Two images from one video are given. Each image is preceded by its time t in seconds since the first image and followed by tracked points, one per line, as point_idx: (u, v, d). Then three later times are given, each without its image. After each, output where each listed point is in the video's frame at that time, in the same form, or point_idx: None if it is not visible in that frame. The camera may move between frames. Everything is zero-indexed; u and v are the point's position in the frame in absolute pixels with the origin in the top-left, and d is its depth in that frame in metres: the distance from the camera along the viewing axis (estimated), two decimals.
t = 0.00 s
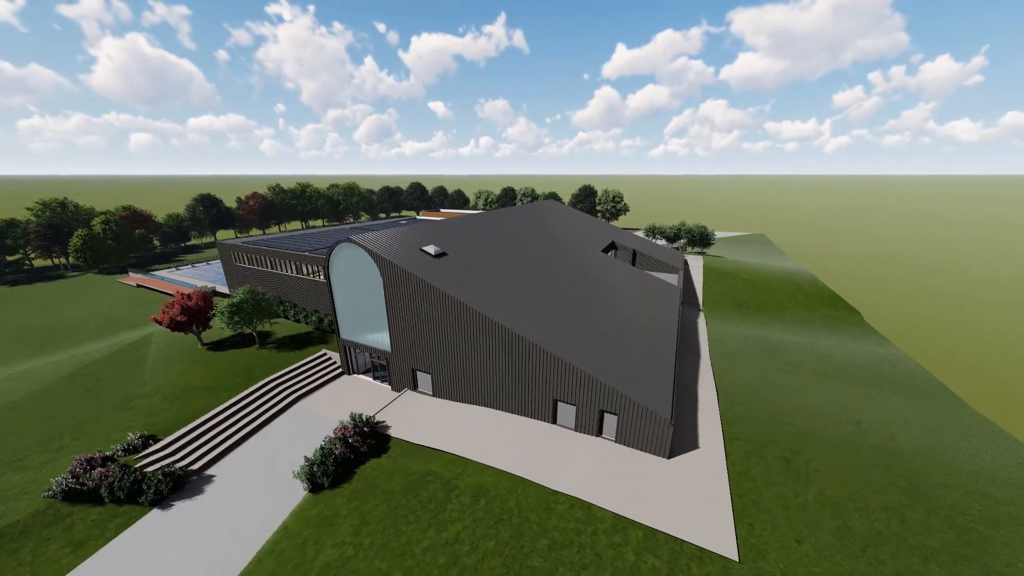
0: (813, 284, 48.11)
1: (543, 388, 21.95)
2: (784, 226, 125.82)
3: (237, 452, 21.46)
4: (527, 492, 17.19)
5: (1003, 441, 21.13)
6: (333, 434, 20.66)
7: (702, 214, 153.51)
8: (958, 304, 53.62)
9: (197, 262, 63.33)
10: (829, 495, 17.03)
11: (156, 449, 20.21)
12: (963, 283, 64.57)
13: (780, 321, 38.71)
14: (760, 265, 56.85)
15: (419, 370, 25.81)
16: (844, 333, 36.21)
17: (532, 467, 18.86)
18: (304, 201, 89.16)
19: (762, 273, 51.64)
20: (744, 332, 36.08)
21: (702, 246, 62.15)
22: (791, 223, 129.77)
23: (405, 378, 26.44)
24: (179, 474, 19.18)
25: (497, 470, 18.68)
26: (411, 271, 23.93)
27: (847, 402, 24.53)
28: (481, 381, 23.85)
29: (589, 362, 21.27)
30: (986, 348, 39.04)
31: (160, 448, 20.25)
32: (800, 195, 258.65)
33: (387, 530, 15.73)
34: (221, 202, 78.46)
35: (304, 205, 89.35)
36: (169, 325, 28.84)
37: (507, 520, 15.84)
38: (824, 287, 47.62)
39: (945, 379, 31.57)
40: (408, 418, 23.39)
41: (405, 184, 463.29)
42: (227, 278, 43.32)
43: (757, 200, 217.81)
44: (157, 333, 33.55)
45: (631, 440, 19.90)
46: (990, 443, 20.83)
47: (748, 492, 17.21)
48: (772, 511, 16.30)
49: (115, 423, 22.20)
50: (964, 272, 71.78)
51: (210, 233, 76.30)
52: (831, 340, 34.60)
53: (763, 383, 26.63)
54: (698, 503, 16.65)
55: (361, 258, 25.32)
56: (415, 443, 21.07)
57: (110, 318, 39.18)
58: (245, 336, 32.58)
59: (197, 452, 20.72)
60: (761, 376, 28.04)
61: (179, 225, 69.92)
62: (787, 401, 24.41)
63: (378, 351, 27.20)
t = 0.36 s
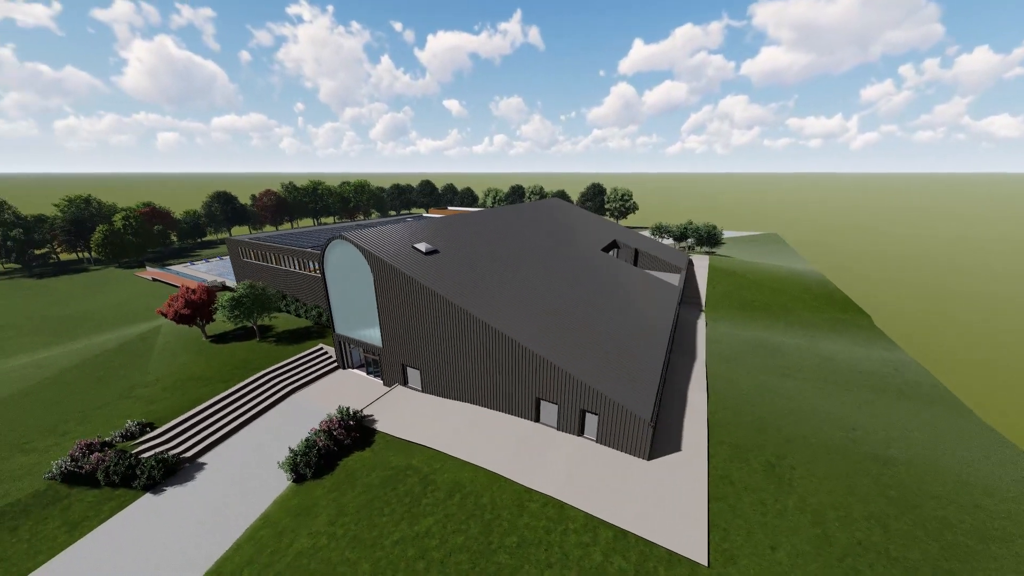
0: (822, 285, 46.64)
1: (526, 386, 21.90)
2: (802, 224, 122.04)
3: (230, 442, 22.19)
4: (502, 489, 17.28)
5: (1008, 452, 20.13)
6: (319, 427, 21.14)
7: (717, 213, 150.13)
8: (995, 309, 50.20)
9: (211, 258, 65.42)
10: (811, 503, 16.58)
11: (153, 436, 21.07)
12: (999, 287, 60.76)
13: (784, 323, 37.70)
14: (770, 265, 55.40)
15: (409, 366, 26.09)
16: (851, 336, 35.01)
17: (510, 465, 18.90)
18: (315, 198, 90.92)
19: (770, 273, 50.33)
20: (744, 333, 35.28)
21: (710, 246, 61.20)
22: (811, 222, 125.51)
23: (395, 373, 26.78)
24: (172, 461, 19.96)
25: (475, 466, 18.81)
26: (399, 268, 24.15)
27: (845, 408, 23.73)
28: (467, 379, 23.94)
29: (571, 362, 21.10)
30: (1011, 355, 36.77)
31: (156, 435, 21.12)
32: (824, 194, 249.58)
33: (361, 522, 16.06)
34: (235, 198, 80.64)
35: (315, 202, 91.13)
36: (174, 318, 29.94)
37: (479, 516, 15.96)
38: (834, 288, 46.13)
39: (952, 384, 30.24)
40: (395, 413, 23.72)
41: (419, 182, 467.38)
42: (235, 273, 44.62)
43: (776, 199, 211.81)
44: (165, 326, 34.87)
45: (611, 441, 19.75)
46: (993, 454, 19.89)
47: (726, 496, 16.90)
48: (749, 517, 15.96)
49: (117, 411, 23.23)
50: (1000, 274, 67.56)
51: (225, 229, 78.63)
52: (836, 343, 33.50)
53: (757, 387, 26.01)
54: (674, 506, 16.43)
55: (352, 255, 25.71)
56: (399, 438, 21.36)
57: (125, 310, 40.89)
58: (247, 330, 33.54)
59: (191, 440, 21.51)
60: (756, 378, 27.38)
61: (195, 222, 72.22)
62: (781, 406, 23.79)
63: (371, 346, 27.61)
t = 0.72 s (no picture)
0: (834, 288, 45.02)
1: (509, 386, 21.74)
2: (822, 225, 117.97)
3: (222, 433, 22.81)
4: (478, 488, 17.26)
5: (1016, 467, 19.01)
6: (306, 421, 21.50)
7: (734, 213, 146.40)
8: (1020, 315, 47.69)
9: (225, 254, 67.35)
10: (794, 513, 16.00)
11: (149, 426, 21.82)
12: (1019, 290, 58.17)
13: (789, 326, 36.58)
14: (780, 267, 53.80)
15: (400, 362, 26.29)
16: (859, 342, 33.71)
17: (488, 464, 18.85)
18: (327, 197, 92.54)
19: (779, 275, 48.86)
20: (746, 337, 34.37)
21: (719, 246, 59.98)
22: (832, 223, 121.08)
23: (387, 369, 27.04)
24: (165, 450, 20.64)
25: (454, 465, 18.83)
26: (388, 266, 24.31)
27: (844, 416, 22.82)
28: (454, 377, 23.95)
29: (554, 362, 20.84)
30: None
31: (152, 426, 21.87)
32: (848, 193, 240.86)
33: (337, 517, 16.27)
34: (250, 197, 82.68)
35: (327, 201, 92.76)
36: (178, 312, 30.94)
37: (452, 514, 16.01)
38: (846, 291, 44.48)
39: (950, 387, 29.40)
40: (383, 409, 23.95)
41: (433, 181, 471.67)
42: (244, 269, 45.85)
43: (796, 198, 205.48)
44: (173, 319, 36.11)
45: (593, 443, 19.51)
46: (1000, 469, 18.80)
47: (706, 504, 16.46)
48: (728, 526, 15.50)
49: (119, 401, 24.15)
50: None
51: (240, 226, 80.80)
52: (842, 349, 32.32)
53: (753, 391, 25.28)
54: (651, 512, 16.09)
55: (345, 253, 26.04)
56: (384, 435, 21.56)
57: (139, 304, 42.51)
58: (249, 325, 34.39)
59: (185, 431, 22.18)
60: (753, 382, 26.61)
61: (212, 219, 74.46)
62: (775, 412, 23.06)
63: (364, 343, 27.94)
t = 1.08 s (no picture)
0: (848, 292, 43.27)
1: (494, 388, 21.57)
2: (844, 227, 113.64)
3: (216, 427, 23.38)
4: (455, 490, 17.17)
5: None
6: (294, 418, 21.82)
7: (752, 214, 142.45)
8: None
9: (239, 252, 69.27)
10: (779, 528, 15.34)
11: (146, 419, 22.50)
12: None
13: (795, 332, 35.35)
14: (792, 270, 52.05)
15: (390, 361, 26.42)
16: (870, 349, 32.25)
17: (467, 465, 18.73)
18: (339, 197, 94.14)
19: (790, 278, 47.26)
20: (749, 342, 33.34)
21: (729, 248, 58.46)
22: (856, 225, 116.39)
23: (378, 368, 27.21)
24: (158, 442, 21.25)
25: (434, 465, 18.79)
26: (379, 266, 24.44)
27: (845, 428, 21.81)
28: (440, 377, 23.92)
29: (538, 366, 20.59)
30: None
31: (149, 418, 22.56)
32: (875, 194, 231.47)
33: (313, 513, 16.44)
34: (265, 196, 84.77)
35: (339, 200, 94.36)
36: (183, 308, 31.88)
37: (425, 515, 15.95)
38: (860, 296, 42.69)
39: (954, 390, 28.38)
40: (371, 407, 24.11)
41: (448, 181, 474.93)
42: (252, 266, 46.98)
43: (819, 199, 198.55)
44: (182, 314, 37.31)
45: (575, 447, 19.17)
46: (1010, 489, 17.64)
47: (687, 514, 15.95)
48: (707, 538, 14.99)
49: (122, 393, 25.05)
50: None
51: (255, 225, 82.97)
52: (850, 357, 30.99)
53: (750, 399, 24.47)
54: (628, 520, 15.70)
55: (339, 252, 26.29)
56: (369, 433, 21.68)
57: (152, 300, 44.11)
58: (252, 322, 35.19)
59: (180, 424, 22.79)
60: (751, 389, 25.72)
61: (228, 218, 76.71)
62: (771, 421, 22.23)
63: (358, 341, 28.17)
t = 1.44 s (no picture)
0: (864, 298, 41.35)
1: (480, 390, 21.34)
2: (869, 229, 108.88)
3: (213, 420, 24.01)
4: (432, 491, 17.09)
5: None
6: (284, 413, 22.16)
7: (772, 215, 138.08)
8: None
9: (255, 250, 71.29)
10: (764, 545, 14.63)
11: (146, 410, 23.28)
12: None
13: (804, 338, 33.98)
14: (807, 274, 50.11)
15: (382, 360, 26.53)
16: (884, 358, 30.71)
17: (448, 467, 18.64)
18: (353, 196, 95.81)
19: (803, 282, 45.48)
20: (754, 348, 32.18)
21: (742, 251, 56.70)
22: (883, 227, 111.37)
23: (372, 366, 27.37)
24: (156, 433, 21.94)
25: (415, 466, 18.76)
26: (371, 264, 24.42)
27: (848, 442, 20.70)
28: (430, 377, 23.83)
29: (524, 368, 20.21)
30: None
31: (150, 409, 23.34)
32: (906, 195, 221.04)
33: (292, 509, 16.64)
34: (281, 196, 86.98)
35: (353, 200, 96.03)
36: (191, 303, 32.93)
37: (400, 516, 15.92)
38: (878, 301, 40.74)
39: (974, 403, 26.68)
40: (362, 405, 24.30)
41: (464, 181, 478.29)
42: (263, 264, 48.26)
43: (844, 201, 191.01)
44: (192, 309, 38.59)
45: (558, 452, 18.81)
46: None
47: (667, 526, 15.41)
48: (686, 552, 14.42)
49: (128, 384, 26.02)
50: None
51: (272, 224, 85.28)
52: (862, 366, 29.55)
53: (749, 408, 23.50)
54: (604, 529, 15.29)
55: (334, 250, 26.43)
56: (356, 431, 21.86)
57: (168, 295, 45.80)
58: (257, 318, 36.08)
59: (178, 416, 23.49)
60: (750, 397, 24.77)
61: (246, 217, 79.07)
62: (769, 432, 21.30)
63: (354, 339, 28.42)
